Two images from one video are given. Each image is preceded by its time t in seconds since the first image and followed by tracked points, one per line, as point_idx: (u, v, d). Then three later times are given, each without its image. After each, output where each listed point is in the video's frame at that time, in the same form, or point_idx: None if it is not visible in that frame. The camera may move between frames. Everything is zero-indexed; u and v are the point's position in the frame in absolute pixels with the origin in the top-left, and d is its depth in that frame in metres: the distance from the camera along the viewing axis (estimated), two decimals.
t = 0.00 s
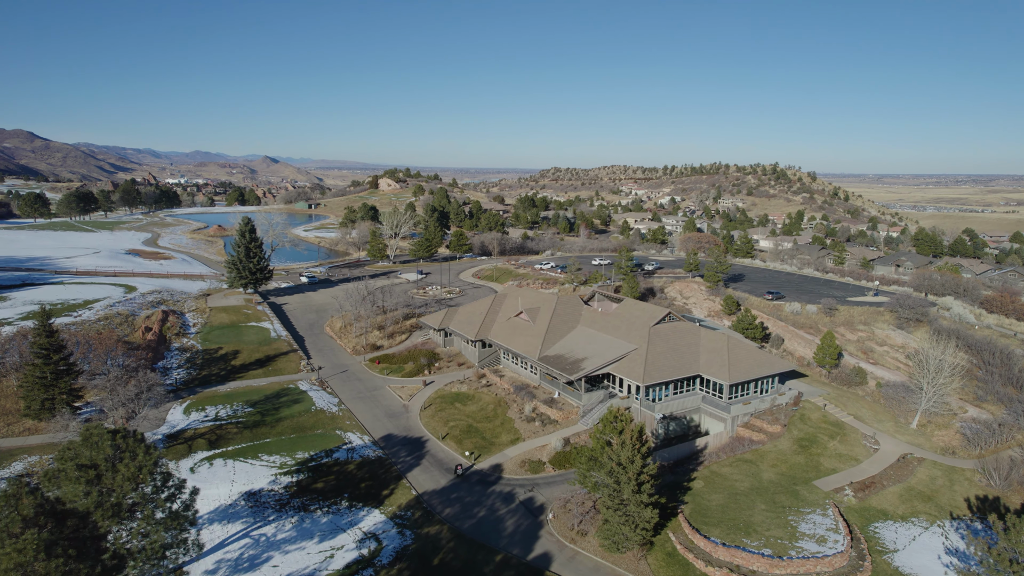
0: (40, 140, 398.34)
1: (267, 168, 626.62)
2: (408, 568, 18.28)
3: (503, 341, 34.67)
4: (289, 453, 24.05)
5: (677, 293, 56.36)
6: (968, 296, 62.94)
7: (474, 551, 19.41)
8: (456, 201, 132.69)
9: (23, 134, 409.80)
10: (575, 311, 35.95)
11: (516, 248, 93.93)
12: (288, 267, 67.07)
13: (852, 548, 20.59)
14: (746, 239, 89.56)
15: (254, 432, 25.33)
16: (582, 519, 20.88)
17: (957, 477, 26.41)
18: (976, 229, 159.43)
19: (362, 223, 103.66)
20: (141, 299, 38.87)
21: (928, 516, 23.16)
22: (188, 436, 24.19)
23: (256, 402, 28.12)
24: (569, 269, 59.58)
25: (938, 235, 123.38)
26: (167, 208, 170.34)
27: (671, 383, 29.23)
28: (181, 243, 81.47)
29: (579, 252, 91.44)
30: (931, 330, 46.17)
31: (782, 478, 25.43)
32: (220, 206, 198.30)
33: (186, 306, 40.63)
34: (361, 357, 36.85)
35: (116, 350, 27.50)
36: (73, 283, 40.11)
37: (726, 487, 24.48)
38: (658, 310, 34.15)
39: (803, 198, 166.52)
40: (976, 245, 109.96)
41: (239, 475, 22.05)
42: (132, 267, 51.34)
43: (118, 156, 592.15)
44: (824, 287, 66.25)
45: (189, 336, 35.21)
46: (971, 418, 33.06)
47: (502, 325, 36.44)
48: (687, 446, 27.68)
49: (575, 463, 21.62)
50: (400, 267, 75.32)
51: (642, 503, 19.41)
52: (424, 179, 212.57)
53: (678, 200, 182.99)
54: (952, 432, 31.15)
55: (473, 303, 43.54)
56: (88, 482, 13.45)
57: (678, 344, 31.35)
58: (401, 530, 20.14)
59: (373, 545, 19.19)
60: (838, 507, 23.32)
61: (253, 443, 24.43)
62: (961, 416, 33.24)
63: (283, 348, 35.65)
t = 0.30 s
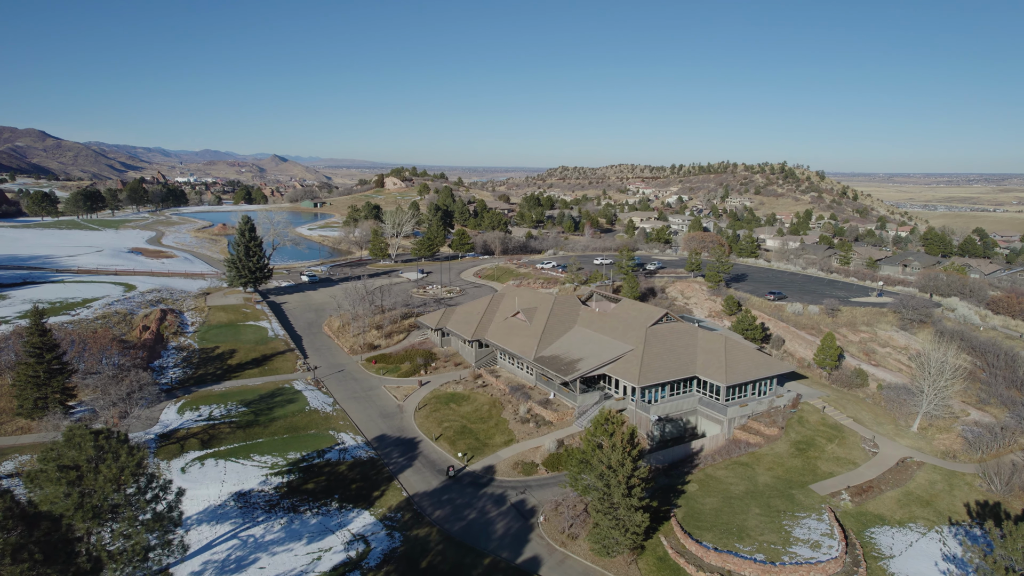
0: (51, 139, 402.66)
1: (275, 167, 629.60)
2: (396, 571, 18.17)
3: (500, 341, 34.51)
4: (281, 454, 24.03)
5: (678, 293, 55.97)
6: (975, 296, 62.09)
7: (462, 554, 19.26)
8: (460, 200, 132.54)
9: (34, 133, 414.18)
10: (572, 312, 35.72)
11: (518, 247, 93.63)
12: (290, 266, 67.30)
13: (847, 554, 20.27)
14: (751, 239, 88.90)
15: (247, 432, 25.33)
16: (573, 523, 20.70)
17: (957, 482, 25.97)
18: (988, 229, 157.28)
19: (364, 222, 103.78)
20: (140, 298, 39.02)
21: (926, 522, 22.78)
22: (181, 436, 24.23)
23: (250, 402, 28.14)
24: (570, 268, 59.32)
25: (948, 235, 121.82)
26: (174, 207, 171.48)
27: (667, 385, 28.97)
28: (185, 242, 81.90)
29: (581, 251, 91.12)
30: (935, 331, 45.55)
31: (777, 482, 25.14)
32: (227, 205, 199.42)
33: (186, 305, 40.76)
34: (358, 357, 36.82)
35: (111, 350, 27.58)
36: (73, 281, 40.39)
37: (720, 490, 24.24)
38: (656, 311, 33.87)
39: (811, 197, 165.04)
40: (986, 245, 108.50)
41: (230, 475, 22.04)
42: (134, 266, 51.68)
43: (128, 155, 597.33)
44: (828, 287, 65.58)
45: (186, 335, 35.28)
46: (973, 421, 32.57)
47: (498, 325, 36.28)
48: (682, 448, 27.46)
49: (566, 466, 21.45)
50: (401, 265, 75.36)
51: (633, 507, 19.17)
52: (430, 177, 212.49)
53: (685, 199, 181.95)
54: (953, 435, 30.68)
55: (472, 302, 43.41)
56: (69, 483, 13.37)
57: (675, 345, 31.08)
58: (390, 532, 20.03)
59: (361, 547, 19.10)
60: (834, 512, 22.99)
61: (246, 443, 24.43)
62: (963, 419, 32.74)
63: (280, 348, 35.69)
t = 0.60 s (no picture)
0: (63, 138, 406.99)
1: (283, 165, 631.72)
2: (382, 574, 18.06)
3: (496, 341, 34.35)
4: (273, 454, 24.01)
5: (679, 293, 55.55)
6: (981, 297, 61.20)
7: (450, 557, 19.13)
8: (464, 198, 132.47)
9: (47, 133, 418.95)
10: (569, 312, 35.49)
11: (520, 246, 93.32)
12: (291, 265, 67.52)
13: (841, 560, 19.95)
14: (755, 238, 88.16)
15: (239, 432, 25.35)
16: (563, 526, 20.52)
17: (957, 487, 25.55)
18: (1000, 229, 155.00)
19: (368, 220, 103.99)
20: (139, 296, 39.20)
21: (924, 528, 22.42)
22: (174, 436, 24.29)
23: (244, 402, 28.17)
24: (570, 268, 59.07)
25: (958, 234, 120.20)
26: (182, 205, 172.70)
27: (663, 387, 28.72)
28: (189, 240, 82.45)
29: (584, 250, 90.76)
30: (939, 332, 44.91)
31: (773, 486, 24.84)
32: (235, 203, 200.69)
33: (185, 303, 40.92)
34: (355, 356, 36.77)
35: (105, 349, 27.69)
36: (74, 279, 40.70)
37: (714, 494, 23.98)
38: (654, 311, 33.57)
39: (819, 196, 163.55)
40: (997, 245, 106.97)
41: (220, 475, 22.05)
42: (136, 265, 52.02)
43: (138, 153, 602.48)
44: (832, 287, 64.88)
45: (184, 333, 35.36)
46: (975, 424, 32.07)
47: (495, 325, 36.13)
48: (678, 451, 27.20)
49: (556, 468, 21.26)
50: (403, 264, 75.32)
51: (622, 511, 18.96)
52: (436, 175, 212.64)
53: (692, 198, 180.87)
54: (955, 438, 30.21)
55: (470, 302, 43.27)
56: (50, 484, 13.38)
57: (672, 346, 30.81)
58: (379, 534, 19.95)
59: (349, 549, 19.01)
60: (830, 517, 22.67)
61: (238, 443, 24.44)
62: (965, 423, 32.26)
63: (276, 347, 35.75)
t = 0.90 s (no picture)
0: (75, 136, 411.20)
1: (292, 163, 634.82)
2: None
3: (492, 341, 34.21)
4: (264, 454, 24.01)
5: (680, 293, 55.15)
6: (988, 297, 60.28)
7: (438, 560, 19.01)
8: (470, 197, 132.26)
9: (59, 130, 423.15)
10: (567, 312, 35.26)
11: (523, 244, 92.91)
12: (293, 263, 67.70)
13: (834, 566, 19.64)
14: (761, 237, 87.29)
15: (232, 432, 25.38)
16: (553, 530, 20.34)
17: (957, 492, 25.12)
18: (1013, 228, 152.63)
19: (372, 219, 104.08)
20: (138, 295, 39.43)
21: (922, 534, 22.02)
22: (167, 435, 24.36)
23: (238, 401, 28.21)
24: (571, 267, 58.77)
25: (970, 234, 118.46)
26: (190, 203, 173.67)
27: (659, 388, 28.46)
28: (193, 238, 82.92)
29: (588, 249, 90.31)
30: (944, 334, 44.25)
31: (768, 490, 24.53)
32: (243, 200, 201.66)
33: (184, 302, 41.09)
34: (352, 356, 36.75)
35: (101, 348, 27.84)
36: (75, 277, 41.09)
37: (708, 498, 23.72)
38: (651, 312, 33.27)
39: (829, 195, 161.93)
40: (1009, 244, 105.33)
41: (211, 475, 22.06)
42: (138, 263, 52.36)
43: (149, 151, 607.68)
44: (838, 287, 64.10)
45: (182, 332, 35.49)
46: (977, 428, 31.56)
47: (492, 325, 35.98)
48: (673, 453, 26.95)
49: (547, 470, 21.08)
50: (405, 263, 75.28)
51: (611, 515, 18.74)
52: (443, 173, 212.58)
53: (700, 196, 179.70)
54: (956, 442, 29.75)
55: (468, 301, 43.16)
56: (31, 485, 13.33)
57: (669, 347, 30.52)
58: (367, 536, 19.87)
59: (336, 551, 18.93)
60: (825, 522, 22.34)
61: (230, 443, 24.47)
62: (967, 427, 31.75)
63: (274, 346, 35.81)
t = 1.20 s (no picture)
0: (87, 135, 414.83)
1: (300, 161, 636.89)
2: None
3: (489, 341, 34.06)
4: (256, 454, 24.01)
5: (682, 293, 54.69)
6: (996, 298, 59.32)
7: (425, 562, 18.91)
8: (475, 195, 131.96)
9: (71, 129, 427.16)
10: (564, 312, 35.04)
11: (527, 243, 92.53)
12: (296, 261, 67.81)
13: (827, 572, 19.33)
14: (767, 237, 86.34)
15: (225, 431, 25.42)
16: (542, 533, 20.19)
17: (956, 497, 24.69)
18: None
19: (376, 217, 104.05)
20: (138, 293, 39.63)
21: (919, 540, 21.64)
22: (160, 434, 24.45)
23: (233, 400, 28.26)
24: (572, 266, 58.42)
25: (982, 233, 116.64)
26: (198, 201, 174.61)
27: (655, 389, 28.22)
28: (197, 236, 83.26)
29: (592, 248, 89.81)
30: (949, 336, 43.58)
31: (763, 493, 24.23)
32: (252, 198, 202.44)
33: (183, 300, 41.25)
34: (349, 355, 36.75)
35: (96, 346, 27.95)
36: (77, 275, 41.44)
37: (702, 501, 23.47)
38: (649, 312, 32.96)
39: (839, 194, 160.16)
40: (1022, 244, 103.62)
41: (201, 475, 22.08)
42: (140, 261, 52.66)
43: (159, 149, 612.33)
44: (843, 288, 63.30)
45: (180, 330, 35.61)
46: (980, 432, 31.04)
47: (489, 324, 35.82)
48: (668, 455, 26.72)
49: (537, 473, 20.93)
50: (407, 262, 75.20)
51: (600, 518, 18.54)
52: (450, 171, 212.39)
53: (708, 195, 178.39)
54: (957, 446, 29.27)
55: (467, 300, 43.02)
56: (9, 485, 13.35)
57: (666, 348, 30.25)
58: (355, 538, 19.79)
59: (323, 552, 18.86)
60: (820, 527, 22.00)
61: (223, 442, 24.52)
62: (969, 430, 31.24)
63: (271, 345, 35.86)
